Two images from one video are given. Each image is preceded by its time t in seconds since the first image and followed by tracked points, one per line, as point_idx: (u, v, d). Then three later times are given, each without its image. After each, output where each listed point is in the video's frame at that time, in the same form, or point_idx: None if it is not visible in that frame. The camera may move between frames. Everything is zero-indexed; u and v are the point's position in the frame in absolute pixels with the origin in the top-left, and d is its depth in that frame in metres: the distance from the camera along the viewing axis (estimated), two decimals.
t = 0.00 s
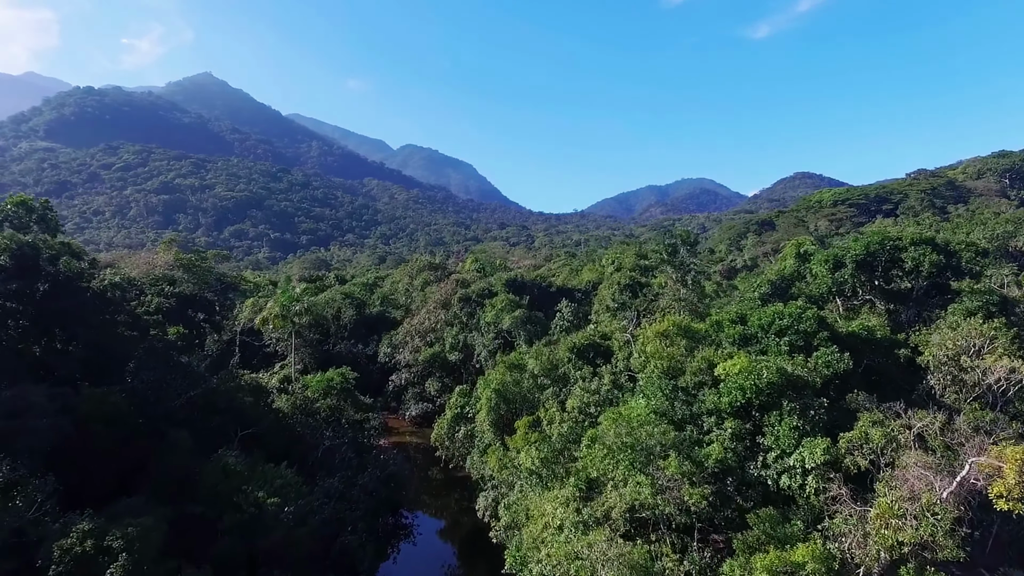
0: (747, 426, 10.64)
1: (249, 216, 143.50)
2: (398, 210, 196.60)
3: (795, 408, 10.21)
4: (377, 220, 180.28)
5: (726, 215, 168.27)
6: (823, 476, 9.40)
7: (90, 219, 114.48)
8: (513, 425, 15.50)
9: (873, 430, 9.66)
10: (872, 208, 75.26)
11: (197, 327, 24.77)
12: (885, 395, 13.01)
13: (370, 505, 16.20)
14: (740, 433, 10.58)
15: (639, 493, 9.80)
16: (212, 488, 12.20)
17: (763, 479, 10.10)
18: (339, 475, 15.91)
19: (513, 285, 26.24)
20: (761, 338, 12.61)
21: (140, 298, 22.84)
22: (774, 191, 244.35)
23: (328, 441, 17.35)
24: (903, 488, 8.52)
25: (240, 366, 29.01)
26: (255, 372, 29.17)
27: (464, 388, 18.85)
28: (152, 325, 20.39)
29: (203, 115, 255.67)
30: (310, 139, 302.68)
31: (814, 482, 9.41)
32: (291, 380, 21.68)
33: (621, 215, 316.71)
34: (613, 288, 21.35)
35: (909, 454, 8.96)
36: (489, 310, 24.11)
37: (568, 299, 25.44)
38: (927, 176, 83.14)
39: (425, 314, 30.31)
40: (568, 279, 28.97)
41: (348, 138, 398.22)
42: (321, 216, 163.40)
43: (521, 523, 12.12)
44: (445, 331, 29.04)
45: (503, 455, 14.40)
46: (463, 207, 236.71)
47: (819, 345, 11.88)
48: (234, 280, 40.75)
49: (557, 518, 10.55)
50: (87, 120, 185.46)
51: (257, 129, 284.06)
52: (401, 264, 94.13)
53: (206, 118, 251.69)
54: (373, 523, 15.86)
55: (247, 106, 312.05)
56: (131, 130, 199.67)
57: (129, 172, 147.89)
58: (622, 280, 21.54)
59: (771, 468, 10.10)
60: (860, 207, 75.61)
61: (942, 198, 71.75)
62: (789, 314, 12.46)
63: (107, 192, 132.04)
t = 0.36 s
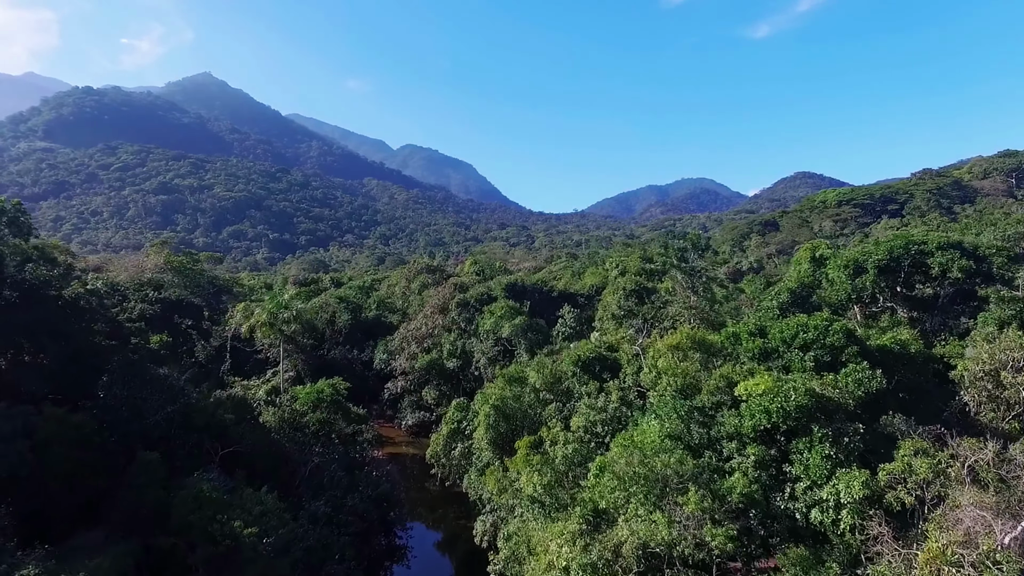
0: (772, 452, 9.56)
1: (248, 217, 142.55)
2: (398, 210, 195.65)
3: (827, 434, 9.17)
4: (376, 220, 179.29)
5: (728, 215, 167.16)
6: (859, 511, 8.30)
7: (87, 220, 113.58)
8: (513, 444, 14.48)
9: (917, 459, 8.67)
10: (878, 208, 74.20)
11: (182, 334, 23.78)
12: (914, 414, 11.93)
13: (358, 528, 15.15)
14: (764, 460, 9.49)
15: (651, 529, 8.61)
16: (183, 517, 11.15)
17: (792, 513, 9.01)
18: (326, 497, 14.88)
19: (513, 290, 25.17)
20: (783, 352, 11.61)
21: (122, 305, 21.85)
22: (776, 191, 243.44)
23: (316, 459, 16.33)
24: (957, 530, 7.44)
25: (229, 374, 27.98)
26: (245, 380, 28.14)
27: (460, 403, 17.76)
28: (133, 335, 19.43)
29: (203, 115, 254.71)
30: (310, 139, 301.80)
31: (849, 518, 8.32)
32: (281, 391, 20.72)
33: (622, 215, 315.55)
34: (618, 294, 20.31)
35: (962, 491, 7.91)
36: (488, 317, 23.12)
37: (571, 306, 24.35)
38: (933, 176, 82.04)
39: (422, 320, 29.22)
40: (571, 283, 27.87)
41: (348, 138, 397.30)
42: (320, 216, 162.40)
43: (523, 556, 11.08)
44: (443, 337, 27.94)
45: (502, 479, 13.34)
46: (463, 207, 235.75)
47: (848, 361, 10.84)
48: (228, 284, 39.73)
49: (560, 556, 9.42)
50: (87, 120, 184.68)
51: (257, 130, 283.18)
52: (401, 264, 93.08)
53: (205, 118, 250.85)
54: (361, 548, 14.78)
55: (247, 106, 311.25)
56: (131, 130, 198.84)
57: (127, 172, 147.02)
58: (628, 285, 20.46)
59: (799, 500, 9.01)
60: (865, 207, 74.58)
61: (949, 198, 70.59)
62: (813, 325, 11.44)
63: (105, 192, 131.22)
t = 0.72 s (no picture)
0: (807, 490, 8.37)
1: (246, 217, 141.49)
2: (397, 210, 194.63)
3: (875, 472, 8.00)
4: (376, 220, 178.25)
5: (730, 215, 166.04)
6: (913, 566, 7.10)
7: (85, 221, 112.63)
8: (513, 469, 13.31)
9: (980, 505, 7.81)
10: (883, 208, 73.14)
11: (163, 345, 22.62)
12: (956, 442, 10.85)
13: (343, 560, 13.98)
14: (800, 499, 8.29)
15: None
16: (144, 557, 9.99)
17: (831, 561, 7.80)
18: (309, 526, 13.75)
19: (513, 296, 24.16)
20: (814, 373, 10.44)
21: (98, 313, 20.68)
22: (777, 191, 242.53)
23: (301, 482, 15.19)
24: None
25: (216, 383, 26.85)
26: (233, 390, 26.98)
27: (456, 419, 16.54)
28: (108, 346, 18.34)
29: (202, 115, 253.73)
30: (310, 139, 300.73)
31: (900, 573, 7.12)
32: (266, 405, 19.54)
33: (622, 215, 314.47)
34: (625, 301, 19.20)
35: None
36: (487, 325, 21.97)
37: (573, 312, 23.18)
38: (939, 175, 80.90)
39: (418, 326, 28.04)
40: (574, 288, 26.70)
41: (348, 138, 396.28)
42: (319, 216, 161.37)
43: None
44: (440, 345, 26.76)
45: (501, 510, 12.17)
46: (463, 207, 234.84)
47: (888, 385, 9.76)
48: (219, 288, 38.57)
49: None
50: (85, 120, 183.75)
51: (257, 130, 282.25)
52: (401, 266, 91.95)
53: (205, 118, 249.84)
54: None
55: (247, 106, 310.28)
56: (130, 130, 197.86)
57: (125, 172, 145.99)
58: (635, 292, 19.35)
59: (841, 547, 7.81)
60: (871, 207, 73.50)
61: (957, 198, 69.45)
62: (849, 343, 10.28)
63: (103, 192, 130.25)
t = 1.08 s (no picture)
0: (852, 540, 7.31)
1: (245, 217, 140.37)
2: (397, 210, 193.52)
3: (937, 525, 6.96)
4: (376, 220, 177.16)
5: (731, 215, 165.23)
6: None
7: (81, 221, 111.55)
8: (512, 498, 12.21)
9: None
10: (890, 208, 71.99)
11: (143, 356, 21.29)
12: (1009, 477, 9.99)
13: None
14: (845, 551, 7.18)
15: None
16: None
17: None
18: (289, 560, 12.69)
19: (513, 302, 22.90)
20: (852, 399, 9.36)
21: (74, 322, 19.58)
22: (778, 191, 241.37)
23: (283, 509, 14.10)
24: None
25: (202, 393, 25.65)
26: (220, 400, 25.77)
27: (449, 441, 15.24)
28: (84, 359, 17.37)
29: (201, 115, 252.68)
30: (310, 139, 299.56)
31: None
32: (249, 420, 18.37)
33: (623, 215, 313.33)
34: (632, 310, 18.14)
35: None
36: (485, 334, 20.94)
37: (576, 319, 22.06)
38: (945, 175, 79.76)
39: (414, 333, 26.90)
40: (576, 293, 25.58)
41: (348, 138, 395.25)
42: (318, 216, 160.22)
43: None
44: (437, 352, 25.64)
45: (499, 545, 11.07)
46: (463, 207, 233.72)
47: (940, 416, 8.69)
48: (210, 291, 37.35)
49: None
50: (84, 120, 182.72)
51: (257, 130, 281.25)
52: (400, 267, 90.81)
53: (204, 118, 248.80)
54: None
55: (247, 106, 309.26)
56: (128, 130, 196.82)
57: (123, 172, 144.92)
58: (643, 300, 18.29)
59: None
60: (877, 207, 72.38)
61: (965, 198, 68.30)
62: (893, 364, 9.18)
63: (100, 193, 129.23)
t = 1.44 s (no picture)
0: None
1: (244, 217, 139.23)
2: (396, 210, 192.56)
3: None
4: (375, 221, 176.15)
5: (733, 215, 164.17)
6: None
7: (79, 222, 110.53)
8: (512, 529, 11.21)
9: None
10: (895, 208, 71.00)
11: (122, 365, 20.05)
12: None
13: None
14: None
15: None
16: None
17: None
18: None
19: (513, 308, 21.81)
20: (895, 427, 9.43)
21: (48, 330, 18.60)
22: (779, 191, 240.26)
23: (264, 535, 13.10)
24: None
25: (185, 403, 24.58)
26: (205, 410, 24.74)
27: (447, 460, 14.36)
28: (55, 370, 16.37)
29: (201, 115, 251.61)
30: (310, 139, 298.54)
31: None
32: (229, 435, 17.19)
33: (624, 215, 312.29)
34: (638, 317, 17.23)
35: None
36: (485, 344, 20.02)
37: (578, 326, 21.15)
38: (951, 175, 78.65)
39: (410, 339, 25.87)
40: (578, 298, 24.60)
41: (348, 138, 394.30)
42: (318, 216, 159.18)
43: None
44: (433, 360, 24.57)
45: None
46: (463, 207, 232.76)
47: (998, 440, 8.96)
48: (200, 295, 36.26)
49: None
50: (83, 120, 181.69)
51: (256, 130, 280.16)
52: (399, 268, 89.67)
53: (204, 118, 247.73)
54: None
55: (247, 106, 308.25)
56: (127, 130, 195.73)
57: (122, 172, 143.86)
58: (651, 308, 17.34)
59: None
60: (882, 207, 71.39)
61: (971, 198, 67.21)
62: (940, 391, 9.26)
63: (99, 193, 128.21)
